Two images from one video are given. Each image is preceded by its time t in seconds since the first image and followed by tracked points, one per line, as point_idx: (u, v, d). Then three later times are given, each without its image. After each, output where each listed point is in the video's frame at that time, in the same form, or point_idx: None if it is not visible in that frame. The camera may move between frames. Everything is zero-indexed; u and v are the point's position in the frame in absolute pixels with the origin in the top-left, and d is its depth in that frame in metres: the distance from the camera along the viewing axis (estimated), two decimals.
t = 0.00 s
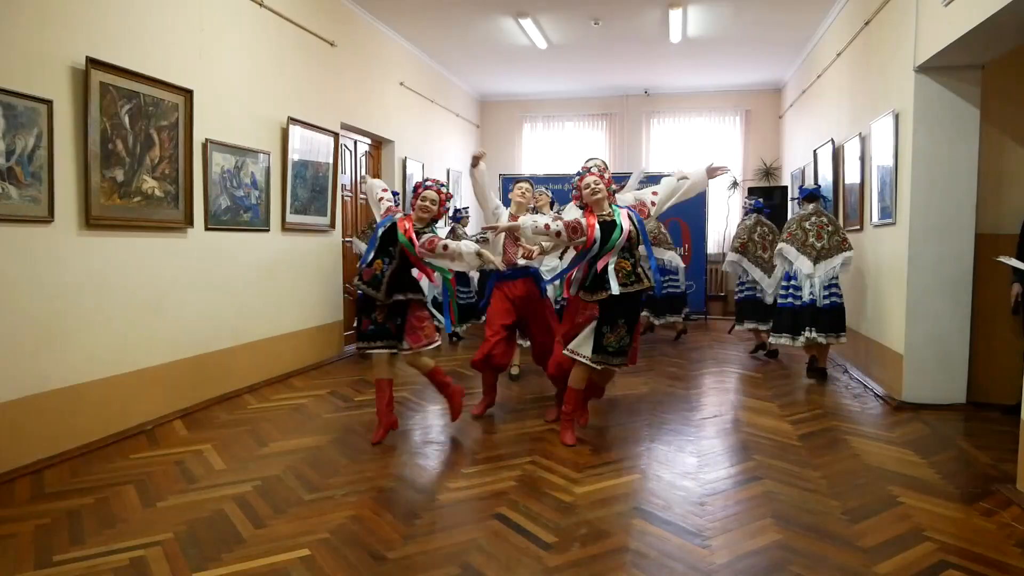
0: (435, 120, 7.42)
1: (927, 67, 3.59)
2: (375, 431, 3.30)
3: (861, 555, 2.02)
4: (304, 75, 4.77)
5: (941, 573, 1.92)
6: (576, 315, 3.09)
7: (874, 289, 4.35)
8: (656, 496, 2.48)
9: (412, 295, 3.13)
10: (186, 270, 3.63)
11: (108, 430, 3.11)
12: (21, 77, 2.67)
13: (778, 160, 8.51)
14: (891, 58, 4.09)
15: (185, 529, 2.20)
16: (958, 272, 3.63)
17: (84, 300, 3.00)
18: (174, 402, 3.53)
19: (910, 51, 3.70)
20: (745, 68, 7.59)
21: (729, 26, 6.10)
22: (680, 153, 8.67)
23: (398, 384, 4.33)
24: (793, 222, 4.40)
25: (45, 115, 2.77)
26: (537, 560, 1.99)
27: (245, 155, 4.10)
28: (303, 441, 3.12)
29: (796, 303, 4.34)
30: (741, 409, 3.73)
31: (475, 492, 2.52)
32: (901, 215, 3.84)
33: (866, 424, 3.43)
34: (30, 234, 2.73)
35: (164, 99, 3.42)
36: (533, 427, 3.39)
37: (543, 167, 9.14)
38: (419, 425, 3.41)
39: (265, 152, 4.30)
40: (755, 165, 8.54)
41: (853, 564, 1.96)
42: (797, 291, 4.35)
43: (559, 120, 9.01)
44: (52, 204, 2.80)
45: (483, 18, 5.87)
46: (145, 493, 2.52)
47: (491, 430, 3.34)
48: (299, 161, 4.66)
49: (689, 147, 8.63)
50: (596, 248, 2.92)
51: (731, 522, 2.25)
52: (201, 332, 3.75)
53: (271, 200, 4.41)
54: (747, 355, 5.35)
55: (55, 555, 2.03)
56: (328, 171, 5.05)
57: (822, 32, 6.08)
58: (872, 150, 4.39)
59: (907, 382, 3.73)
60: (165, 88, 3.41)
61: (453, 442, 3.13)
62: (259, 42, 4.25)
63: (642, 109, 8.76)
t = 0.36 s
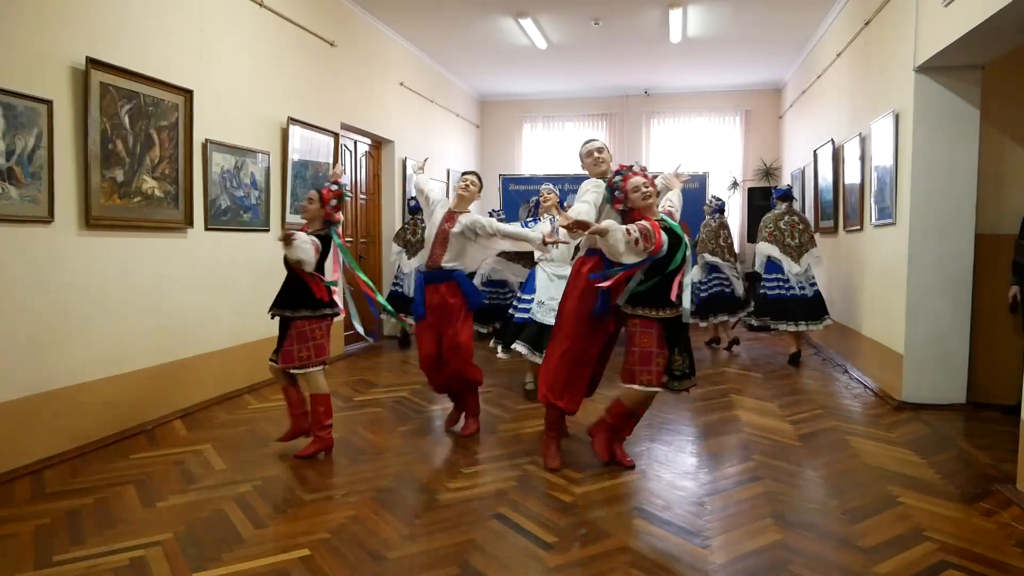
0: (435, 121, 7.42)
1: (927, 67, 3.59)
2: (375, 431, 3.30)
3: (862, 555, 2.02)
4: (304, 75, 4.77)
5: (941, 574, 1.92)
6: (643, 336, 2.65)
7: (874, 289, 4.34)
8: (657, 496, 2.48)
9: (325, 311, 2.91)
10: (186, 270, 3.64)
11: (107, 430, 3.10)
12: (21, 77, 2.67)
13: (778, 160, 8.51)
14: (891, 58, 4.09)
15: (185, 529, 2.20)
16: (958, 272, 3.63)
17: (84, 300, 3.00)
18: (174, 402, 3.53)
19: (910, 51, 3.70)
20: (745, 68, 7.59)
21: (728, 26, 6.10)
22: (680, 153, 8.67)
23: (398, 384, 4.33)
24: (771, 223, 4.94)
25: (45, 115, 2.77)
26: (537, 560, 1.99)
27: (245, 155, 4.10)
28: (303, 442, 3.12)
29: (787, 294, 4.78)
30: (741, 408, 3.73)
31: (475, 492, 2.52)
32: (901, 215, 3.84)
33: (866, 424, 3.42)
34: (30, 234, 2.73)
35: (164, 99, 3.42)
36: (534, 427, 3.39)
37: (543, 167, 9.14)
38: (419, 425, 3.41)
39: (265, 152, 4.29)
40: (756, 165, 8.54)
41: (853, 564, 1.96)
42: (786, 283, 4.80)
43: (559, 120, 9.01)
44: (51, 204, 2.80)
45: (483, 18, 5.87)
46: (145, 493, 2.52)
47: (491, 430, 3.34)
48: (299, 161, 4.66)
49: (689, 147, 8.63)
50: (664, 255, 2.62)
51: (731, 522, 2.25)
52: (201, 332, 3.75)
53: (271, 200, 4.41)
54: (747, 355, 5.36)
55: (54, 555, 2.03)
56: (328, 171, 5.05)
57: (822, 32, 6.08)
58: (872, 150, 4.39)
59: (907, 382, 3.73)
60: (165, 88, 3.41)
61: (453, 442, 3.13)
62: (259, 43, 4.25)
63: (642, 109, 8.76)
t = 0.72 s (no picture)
0: (435, 120, 7.42)
1: (927, 67, 3.59)
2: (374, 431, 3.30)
3: (862, 555, 2.02)
4: (304, 75, 4.77)
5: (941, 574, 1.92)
6: (759, 343, 2.49)
7: (874, 289, 4.34)
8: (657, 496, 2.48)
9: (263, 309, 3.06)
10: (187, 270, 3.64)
11: (107, 430, 3.10)
12: (21, 77, 2.67)
13: (778, 160, 8.50)
14: (891, 58, 4.08)
15: (185, 529, 2.21)
16: (958, 272, 3.64)
17: (84, 299, 3.00)
18: (174, 402, 3.53)
19: (910, 51, 3.70)
20: (745, 68, 7.59)
21: (728, 26, 6.10)
22: (680, 153, 8.67)
23: (398, 384, 4.33)
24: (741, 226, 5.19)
25: (45, 115, 2.77)
26: (537, 560, 1.99)
27: (245, 155, 4.09)
28: (303, 442, 3.12)
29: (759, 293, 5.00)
30: (742, 408, 3.73)
31: (475, 492, 2.52)
32: (901, 215, 3.84)
33: (866, 423, 3.43)
34: (30, 234, 2.74)
35: (165, 99, 3.42)
36: (534, 427, 3.39)
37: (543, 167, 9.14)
38: (419, 425, 3.41)
39: (265, 152, 4.30)
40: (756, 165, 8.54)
41: (853, 564, 1.96)
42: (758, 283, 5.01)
43: (559, 120, 9.01)
44: (52, 204, 2.80)
45: (483, 18, 5.86)
46: (145, 493, 2.52)
47: (492, 430, 3.34)
48: (299, 161, 4.66)
49: (689, 147, 8.63)
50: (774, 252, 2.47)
51: (731, 523, 2.25)
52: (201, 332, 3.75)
53: (271, 200, 4.41)
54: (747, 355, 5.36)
55: (55, 555, 2.03)
56: (328, 171, 5.05)
57: (822, 32, 6.08)
58: (872, 150, 4.38)
59: (907, 382, 3.73)
60: (165, 88, 3.41)
61: (454, 442, 3.13)
62: (259, 43, 4.25)
63: (642, 108, 8.76)
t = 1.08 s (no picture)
0: (435, 121, 7.42)
1: (927, 67, 3.60)
2: (375, 431, 3.30)
3: (862, 555, 2.02)
4: (304, 75, 4.77)
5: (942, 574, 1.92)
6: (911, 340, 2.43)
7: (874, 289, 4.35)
8: (657, 496, 2.48)
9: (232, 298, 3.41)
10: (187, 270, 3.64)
11: (107, 430, 3.10)
12: (21, 77, 2.67)
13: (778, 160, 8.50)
14: (891, 58, 4.08)
15: (185, 529, 2.20)
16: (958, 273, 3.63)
17: (84, 299, 3.00)
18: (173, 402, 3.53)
19: (910, 51, 3.71)
20: (745, 68, 7.58)
21: (729, 26, 6.10)
22: (680, 153, 8.68)
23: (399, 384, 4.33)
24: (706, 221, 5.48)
25: (45, 115, 2.77)
26: (537, 560, 1.99)
27: (245, 156, 4.09)
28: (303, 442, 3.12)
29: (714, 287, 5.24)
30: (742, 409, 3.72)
31: (475, 492, 2.52)
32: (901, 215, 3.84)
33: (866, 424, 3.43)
34: (30, 234, 2.73)
35: (165, 99, 3.42)
36: (534, 427, 3.39)
37: (543, 167, 9.14)
38: (419, 425, 3.41)
39: (265, 152, 4.30)
40: (756, 165, 8.54)
41: (853, 564, 1.97)
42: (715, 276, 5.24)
43: (559, 120, 9.01)
44: (52, 204, 2.80)
45: (483, 18, 5.86)
46: (145, 493, 2.52)
47: (492, 430, 3.34)
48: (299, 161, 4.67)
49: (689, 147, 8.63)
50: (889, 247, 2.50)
51: (731, 523, 2.25)
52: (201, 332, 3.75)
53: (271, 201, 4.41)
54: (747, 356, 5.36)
55: (55, 555, 2.03)
56: (328, 171, 5.05)
57: (822, 32, 6.08)
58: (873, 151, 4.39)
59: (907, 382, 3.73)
60: (165, 88, 3.41)
61: (454, 442, 3.14)
62: (259, 43, 4.25)
63: (642, 108, 8.76)
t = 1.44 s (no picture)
0: (435, 121, 7.42)
1: (926, 67, 3.59)
2: (374, 431, 3.30)
3: (862, 555, 2.02)
4: (304, 75, 4.77)
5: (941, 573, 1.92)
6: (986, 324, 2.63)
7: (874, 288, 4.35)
8: (658, 496, 2.48)
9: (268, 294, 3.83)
10: (185, 270, 3.62)
11: (107, 430, 3.10)
12: (21, 77, 2.67)
13: (778, 160, 8.50)
14: (891, 58, 4.08)
15: (185, 529, 2.20)
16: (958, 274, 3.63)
17: (84, 299, 3.00)
18: (173, 403, 3.53)
19: (910, 51, 3.71)
20: (745, 68, 7.58)
21: (728, 26, 6.10)
22: (680, 153, 8.68)
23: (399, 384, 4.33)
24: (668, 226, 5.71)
25: (45, 115, 2.77)
26: (536, 560, 1.99)
27: (245, 156, 4.09)
28: (304, 441, 3.12)
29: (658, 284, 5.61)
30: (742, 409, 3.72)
31: (475, 492, 2.52)
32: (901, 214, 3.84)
33: (866, 423, 3.43)
34: (30, 234, 2.74)
35: (164, 99, 3.42)
36: (534, 427, 3.39)
37: (543, 167, 9.14)
38: (419, 425, 3.41)
39: (265, 152, 4.29)
40: (756, 165, 8.54)
41: (853, 564, 1.96)
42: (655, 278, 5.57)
43: (559, 120, 9.01)
44: (52, 204, 2.80)
45: (483, 18, 5.86)
46: (145, 493, 2.52)
47: (492, 430, 3.34)
48: (299, 161, 4.67)
49: (689, 147, 8.63)
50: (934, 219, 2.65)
51: (731, 523, 2.25)
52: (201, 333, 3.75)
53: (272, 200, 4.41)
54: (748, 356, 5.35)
55: (54, 555, 2.03)
56: (328, 171, 5.05)
57: (822, 32, 6.08)
58: (872, 151, 4.39)
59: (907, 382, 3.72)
60: (165, 88, 3.41)
61: (454, 442, 3.13)
62: (259, 42, 4.25)
63: (642, 108, 8.76)
